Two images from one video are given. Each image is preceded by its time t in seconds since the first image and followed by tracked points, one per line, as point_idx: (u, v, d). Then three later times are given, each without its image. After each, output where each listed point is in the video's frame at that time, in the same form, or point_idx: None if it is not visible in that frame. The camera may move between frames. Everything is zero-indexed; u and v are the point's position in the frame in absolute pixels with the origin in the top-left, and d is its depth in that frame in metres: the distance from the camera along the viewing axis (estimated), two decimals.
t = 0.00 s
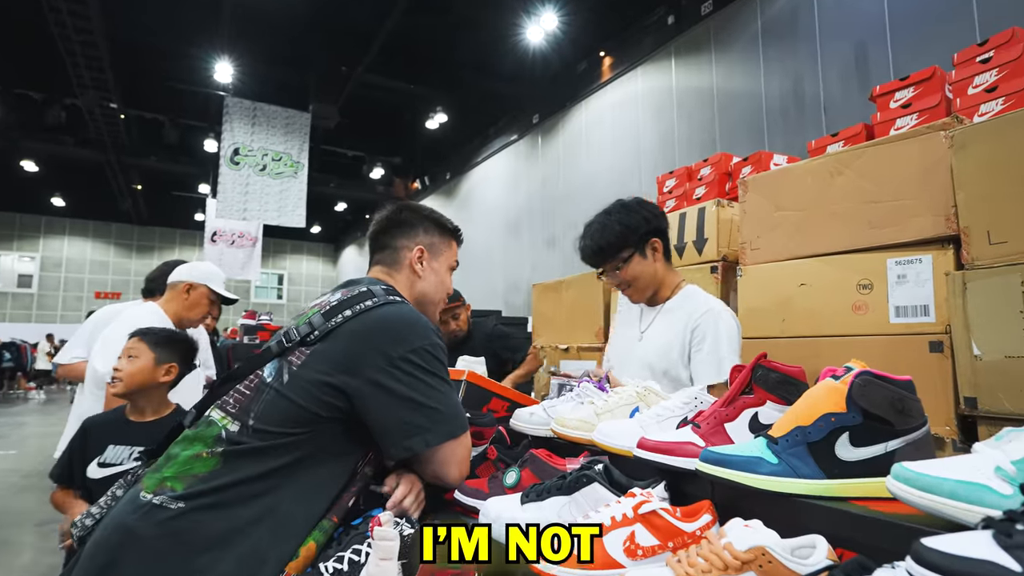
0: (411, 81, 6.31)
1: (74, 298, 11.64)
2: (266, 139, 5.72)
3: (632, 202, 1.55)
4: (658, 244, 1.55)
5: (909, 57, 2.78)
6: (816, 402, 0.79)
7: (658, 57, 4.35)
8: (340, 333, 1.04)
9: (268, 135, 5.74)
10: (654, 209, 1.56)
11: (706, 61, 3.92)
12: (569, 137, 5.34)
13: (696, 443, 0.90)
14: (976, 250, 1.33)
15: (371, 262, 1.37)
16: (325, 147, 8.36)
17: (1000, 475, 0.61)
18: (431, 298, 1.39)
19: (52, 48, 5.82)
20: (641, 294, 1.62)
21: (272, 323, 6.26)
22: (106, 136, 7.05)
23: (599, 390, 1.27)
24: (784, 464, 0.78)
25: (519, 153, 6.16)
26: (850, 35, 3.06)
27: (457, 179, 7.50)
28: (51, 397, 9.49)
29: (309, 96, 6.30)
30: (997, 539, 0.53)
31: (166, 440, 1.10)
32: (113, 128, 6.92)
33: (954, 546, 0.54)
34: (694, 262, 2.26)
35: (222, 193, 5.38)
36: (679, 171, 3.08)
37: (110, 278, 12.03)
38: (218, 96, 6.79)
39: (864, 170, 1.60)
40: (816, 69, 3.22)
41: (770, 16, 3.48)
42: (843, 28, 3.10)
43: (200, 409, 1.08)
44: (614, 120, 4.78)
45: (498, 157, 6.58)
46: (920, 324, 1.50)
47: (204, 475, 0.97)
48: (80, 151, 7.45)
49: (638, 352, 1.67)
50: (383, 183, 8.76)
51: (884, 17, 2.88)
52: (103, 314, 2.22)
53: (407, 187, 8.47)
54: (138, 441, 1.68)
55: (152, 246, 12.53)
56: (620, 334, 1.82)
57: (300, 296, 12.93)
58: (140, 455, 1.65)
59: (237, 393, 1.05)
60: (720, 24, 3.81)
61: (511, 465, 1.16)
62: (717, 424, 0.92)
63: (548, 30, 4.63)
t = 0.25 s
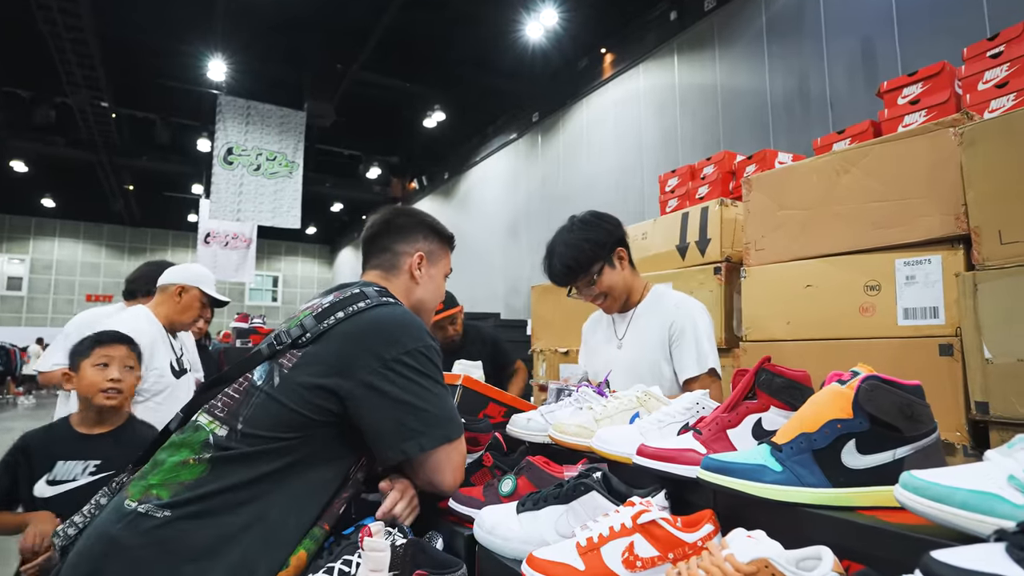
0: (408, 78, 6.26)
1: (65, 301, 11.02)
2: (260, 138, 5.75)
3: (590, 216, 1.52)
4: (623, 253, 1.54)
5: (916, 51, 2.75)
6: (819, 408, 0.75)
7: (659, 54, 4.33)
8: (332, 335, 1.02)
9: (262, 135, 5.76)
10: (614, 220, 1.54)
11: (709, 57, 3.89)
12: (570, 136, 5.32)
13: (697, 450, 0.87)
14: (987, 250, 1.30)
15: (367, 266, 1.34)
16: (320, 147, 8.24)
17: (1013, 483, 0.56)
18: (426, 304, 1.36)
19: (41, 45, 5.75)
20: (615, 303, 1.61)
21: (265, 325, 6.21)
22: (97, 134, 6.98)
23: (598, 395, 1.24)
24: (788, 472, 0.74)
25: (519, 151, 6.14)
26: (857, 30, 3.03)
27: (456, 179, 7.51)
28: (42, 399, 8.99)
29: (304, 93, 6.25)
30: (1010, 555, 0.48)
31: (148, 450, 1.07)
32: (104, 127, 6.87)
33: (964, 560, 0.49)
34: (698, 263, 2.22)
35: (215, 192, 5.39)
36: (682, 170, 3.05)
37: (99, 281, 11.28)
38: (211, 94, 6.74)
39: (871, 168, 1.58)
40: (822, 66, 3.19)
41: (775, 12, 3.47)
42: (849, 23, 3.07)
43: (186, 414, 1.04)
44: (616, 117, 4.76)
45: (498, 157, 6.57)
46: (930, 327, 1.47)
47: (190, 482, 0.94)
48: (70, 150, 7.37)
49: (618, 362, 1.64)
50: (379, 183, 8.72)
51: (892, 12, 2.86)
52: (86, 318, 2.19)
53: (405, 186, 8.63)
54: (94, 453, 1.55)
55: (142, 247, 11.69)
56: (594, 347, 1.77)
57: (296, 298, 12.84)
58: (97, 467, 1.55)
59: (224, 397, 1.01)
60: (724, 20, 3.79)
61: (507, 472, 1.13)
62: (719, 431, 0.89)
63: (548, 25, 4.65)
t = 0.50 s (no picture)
0: (411, 75, 6.24)
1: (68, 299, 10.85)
2: (263, 135, 5.75)
3: (589, 215, 1.51)
4: (622, 252, 1.54)
5: (924, 48, 2.74)
6: (818, 408, 0.74)
7: (664, 52, 4.32)
8: (329, 333, 1.02)
9: (265, 132, 5.76)
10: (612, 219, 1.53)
11: (714, 55, 3.88)
12: (573, 134, 5.31)
13: (696, 449, 0.86)
14: (990, 250, 1.30)
15: (366, 264, 1.34)
16: (325, 143, 8.26)
17: (1010, 485, 0.55)
18: (426, 302, 1.37)
19: (45, 41, 5.76)
20: (614, 303, 1.61)
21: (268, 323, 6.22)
22: (100, 131, 6.99)
23: (597, 394, 1.24)
24: (786, 472, 0.73)
25: (522, 149, 6.14)
26: (864, 28, 3.02)
27: (459, 177, 7.52)
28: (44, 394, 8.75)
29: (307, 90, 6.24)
30: (1005, 557, 0.48)
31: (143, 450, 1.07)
32: (107, 124, 6.88)
33: (958, 560, 0.48)
34: (700, 261, 2.21)
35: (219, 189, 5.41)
36: (686, 169, 3.04)
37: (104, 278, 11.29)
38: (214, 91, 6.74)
39: (874, 166, 1.58)
40: (828, 63, 3.17)
41: (781, 10, 3.45)
42: (855, 20, 3.06)
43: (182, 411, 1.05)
44: (620, 115, 4.75)
45: (501, 154, 6.57)
46: (934, 327, 1.46)
47: (187, 479, 0.94)
48: (72, 147, 7.37)
49: (614, 361, 1.64)
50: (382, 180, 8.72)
51: (899, 9, 2.84)
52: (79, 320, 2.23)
53: (407, 184, 8.59)
54: (80, 454, 1.61)
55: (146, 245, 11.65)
56: (589, 347, 1.77)
57: (298, 295, 12.86)
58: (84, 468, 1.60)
59: (220, 394, 1.02)
60: (730, 18, 3.77)
61: (506, 471, 1.12)
62: (717, 430, 0.89)
63: (552, 22, 4.62)
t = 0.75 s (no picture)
0: (401, 76, 6.22)
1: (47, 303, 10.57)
2: (250, 136, 5.70)
3: (606, 212, 1.51)
4: (633, 253, 1.54)
5: (908, 52, 2.78)
6: (820, 411, 0.74)
7: (652, 54, 4.35)
8: (321, 337, 1.00)
9: (252, 133, 5.71)
10: (625, 218, 1.53)
11: (702, 57, 3.90)
12: (562, 136, 5.33)
13: (697, 453, 0.86)
14: (980, 252, 1.31)
15: (359, 267, 1.33)
16: (313, 145, 8.18)
17: (1014, 487, 0.56)
18: (421, 304, 1.35)
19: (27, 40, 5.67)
20: (619, 303, 1.60)
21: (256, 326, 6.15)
22: (83, 131, 6.88)
23: (595, 397, 1.24)
24: (788, 476, 0.73)
25: (511, 150, 6.15)
26: (849, 32, 3.06)
27: (448, 178, 7.51)
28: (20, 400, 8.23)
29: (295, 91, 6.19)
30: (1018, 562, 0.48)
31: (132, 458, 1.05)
32: (90, 124, 6.77)
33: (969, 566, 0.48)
34: (693, 264, 2.22)
35: (204, 191, 5.34)
36: (677, 170, 3.05)
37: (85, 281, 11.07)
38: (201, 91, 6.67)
39: (866, 169, 1.59)
40: (814, 66, 3.21)
41: (768, 12, 3.48)
42: (840, 24, 3.10)
43: (171, 416, 1.03)
44: (609, 117, 4.77)
45: (490, 155, 6.57)
46: (924, 328, 1.48)
47: (176, 487, 0.92)
48: (55, 148, 7.25)
49: (613, 361, 1.64)
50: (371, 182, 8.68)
51: (882, 13, 2.89)
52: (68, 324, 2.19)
53: (396, 185, 8.57)
54: (82, 461, 1.62)
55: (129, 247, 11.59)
56: (589, 344, 1.77)
57: (286, 298, 12.75)
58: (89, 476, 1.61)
59: (210, 399, 1.00)
60: (717, 21, 3.81)
61: (505, 476, 1.12)
62: (718, 434, 0.89)
63: (541, 24, 4.63)
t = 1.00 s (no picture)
0: (368, 82, 6.14)
1: None
2: (212, 139, 5.53)
3: (613, 212, 1.50)
4: (633, 257, 1.53)
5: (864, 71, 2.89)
6: (814, 422, 0.75)
7: (620, 66, 4.41)
8: (294, 346, 0.96)
9: (214, 135, 5.53)
10: (630, 221, 1.52)
11: (668, 70, 3.98)
12: (531, 144, 5.34)
13: (689, 465, 0.86)
14: (949, 264, 1.37)
15: (337, 273, 1.29)
16: (277, 149, 7.99)
17: (1012, 498, 0.56)
18: (400, 312, 1.31)
19: None
20: (613, 307, 1.58)
21: (218, 334, 5.94)
22: (32, 130, 6.55)
23: (579, 408, 1.22)
24: (784, 488, 0.73)
25: (480, 158, 6.12)
26: (807, 51, 3.16)
27: (416, 185, 7.44)
28: None
29: (259, 94, 6.03)
30: None
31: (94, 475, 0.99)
32: (39, 122, 6.45)
33: None
34: (668, 273, 2.24)
35: (163, 194, 5.18)
36: (649, 181, 3.09)
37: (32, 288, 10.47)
38: (160, 92, 6.44)
39: (835, 182, 1.63)
40: (774, 82, 3.30)
41: (730, 29, 3.56)
42: (800, 42, 3.19)
43: (133, 431, 0.96)
44: (577, 127, 4.80)
45: (458, 163, 6.53)
46: (895, 337, 1.51)
47: (139, 507, 0.86)
48: None
49: (603, 368, 1.62)
50: (337, 187, 8.52)
51: (839, 33, 3.00)
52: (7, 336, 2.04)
53: (363, 192, 8.46)
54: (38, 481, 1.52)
55: (80, 252, 10.96)
56: (583, 348, 1.76)
57: (247, 305, 12.38)
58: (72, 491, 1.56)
59: (176, 412, 0.94)
60: (682, 35, 3.88)
61: (489, 490, 1.08)
62: (709, 445, 0.89)
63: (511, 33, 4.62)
